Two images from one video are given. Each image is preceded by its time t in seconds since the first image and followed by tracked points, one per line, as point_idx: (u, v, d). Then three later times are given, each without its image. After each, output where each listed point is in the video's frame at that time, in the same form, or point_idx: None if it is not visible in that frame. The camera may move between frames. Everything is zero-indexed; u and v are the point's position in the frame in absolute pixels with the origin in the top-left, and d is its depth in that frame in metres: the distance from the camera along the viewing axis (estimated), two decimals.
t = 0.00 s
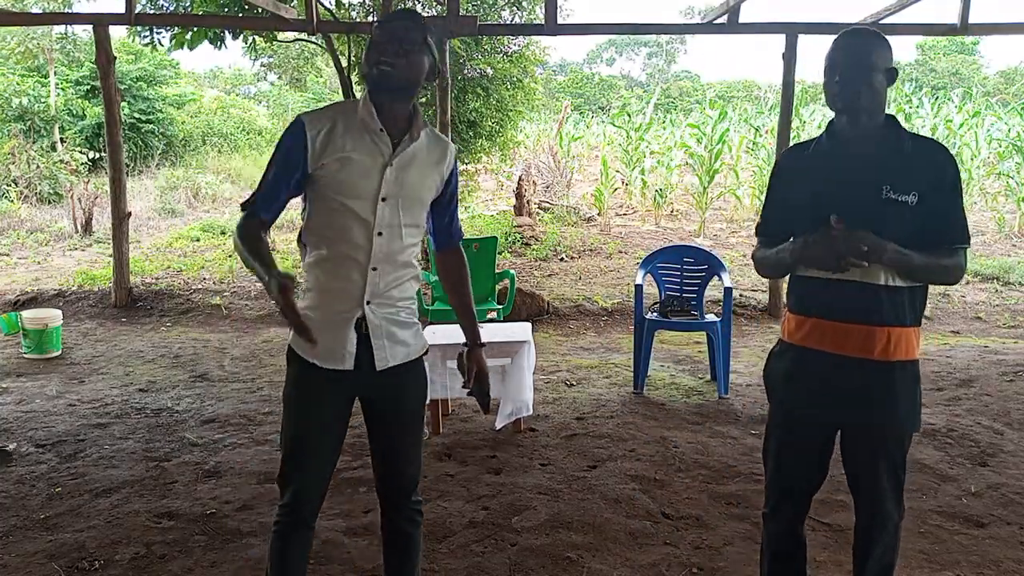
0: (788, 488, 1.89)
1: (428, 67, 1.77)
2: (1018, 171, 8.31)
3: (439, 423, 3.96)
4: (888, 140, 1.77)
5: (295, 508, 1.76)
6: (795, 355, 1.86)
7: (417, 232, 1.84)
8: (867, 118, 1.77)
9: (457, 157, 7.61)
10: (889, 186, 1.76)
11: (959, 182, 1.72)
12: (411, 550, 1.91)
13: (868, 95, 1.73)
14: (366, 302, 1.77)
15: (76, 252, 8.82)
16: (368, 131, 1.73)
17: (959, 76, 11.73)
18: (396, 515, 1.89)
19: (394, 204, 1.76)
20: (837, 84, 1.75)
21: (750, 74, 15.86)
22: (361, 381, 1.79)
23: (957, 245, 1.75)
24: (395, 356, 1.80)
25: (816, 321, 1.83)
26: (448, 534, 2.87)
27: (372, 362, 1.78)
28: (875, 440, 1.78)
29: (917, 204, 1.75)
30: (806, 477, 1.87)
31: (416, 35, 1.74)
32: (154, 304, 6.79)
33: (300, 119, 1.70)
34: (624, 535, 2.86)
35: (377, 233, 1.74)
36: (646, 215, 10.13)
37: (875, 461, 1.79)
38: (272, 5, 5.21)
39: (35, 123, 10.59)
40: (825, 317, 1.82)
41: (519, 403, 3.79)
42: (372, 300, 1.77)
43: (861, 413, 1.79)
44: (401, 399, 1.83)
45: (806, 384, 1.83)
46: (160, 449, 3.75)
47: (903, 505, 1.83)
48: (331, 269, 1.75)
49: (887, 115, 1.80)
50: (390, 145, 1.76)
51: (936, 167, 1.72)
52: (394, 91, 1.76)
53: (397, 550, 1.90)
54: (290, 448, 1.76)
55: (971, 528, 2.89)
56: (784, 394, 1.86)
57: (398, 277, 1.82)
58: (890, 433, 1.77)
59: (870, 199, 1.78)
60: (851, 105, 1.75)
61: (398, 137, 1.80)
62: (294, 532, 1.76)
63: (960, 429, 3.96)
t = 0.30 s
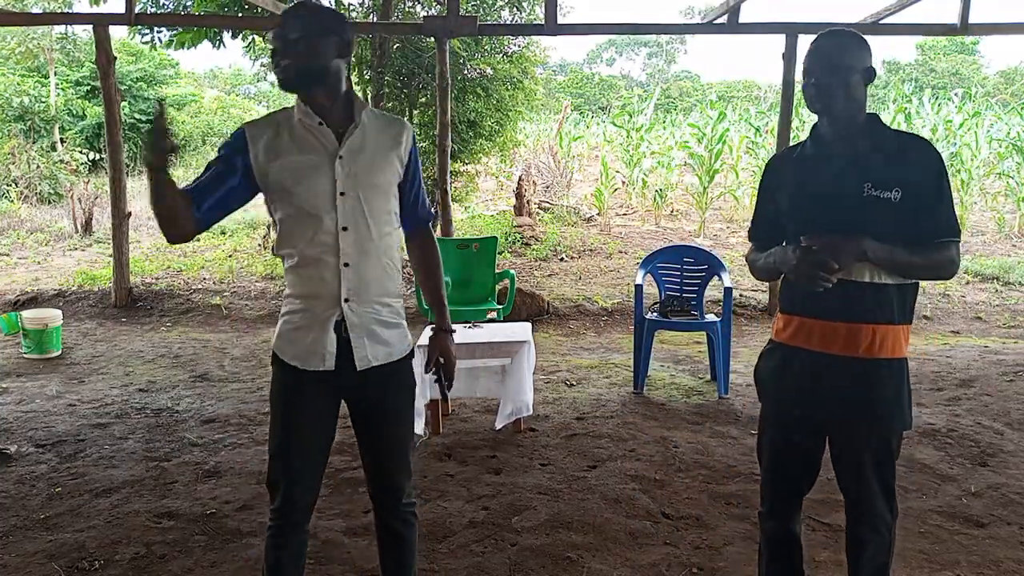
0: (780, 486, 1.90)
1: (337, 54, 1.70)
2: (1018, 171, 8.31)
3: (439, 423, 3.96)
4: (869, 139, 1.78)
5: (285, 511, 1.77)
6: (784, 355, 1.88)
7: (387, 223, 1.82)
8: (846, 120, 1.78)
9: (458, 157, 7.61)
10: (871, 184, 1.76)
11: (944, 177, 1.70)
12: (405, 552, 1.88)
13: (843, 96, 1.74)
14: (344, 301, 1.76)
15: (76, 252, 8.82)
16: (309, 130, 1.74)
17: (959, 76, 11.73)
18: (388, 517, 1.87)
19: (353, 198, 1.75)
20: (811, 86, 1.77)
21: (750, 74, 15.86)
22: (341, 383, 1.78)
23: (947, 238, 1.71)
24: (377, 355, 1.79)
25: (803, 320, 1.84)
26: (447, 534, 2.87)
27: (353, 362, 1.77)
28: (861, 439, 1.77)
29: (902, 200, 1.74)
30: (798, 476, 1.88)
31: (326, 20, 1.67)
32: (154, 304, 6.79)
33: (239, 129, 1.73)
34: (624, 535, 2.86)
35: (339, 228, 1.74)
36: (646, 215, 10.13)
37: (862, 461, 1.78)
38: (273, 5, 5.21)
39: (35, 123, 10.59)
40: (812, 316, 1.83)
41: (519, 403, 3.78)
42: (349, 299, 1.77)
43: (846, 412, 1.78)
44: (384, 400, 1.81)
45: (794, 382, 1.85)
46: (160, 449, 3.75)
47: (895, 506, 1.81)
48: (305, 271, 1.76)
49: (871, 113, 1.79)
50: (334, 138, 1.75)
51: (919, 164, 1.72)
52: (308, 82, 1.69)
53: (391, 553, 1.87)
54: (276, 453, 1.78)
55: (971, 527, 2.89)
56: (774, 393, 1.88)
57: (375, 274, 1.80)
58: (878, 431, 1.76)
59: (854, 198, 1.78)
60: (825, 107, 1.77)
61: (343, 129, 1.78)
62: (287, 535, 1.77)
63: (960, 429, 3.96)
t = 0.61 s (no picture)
0: (774, 486, 1.90)
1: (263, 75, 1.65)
2: (1018, 171, 8.30)
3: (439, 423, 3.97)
4: (854, 137, 1.78)
5: (280, 511, 1.78)
6: (776, 355, 1.88)
7: (355, 224, 1.78)
8: (830, 118, 1.79)
9: (458, 157, 7.61)
10: (856, 181, 1.77)
11: (928, 173, 1.71)
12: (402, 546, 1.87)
13: (825, 96, 1.75)
14: (321, 308, 1.75)
15: (76, 252, 8.82)
16: (255, 154, 1.71)
17: (959, 76, 11.73)
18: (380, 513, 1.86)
19: (314, 208, 1.72)
20: (793, 87, 1.79)
21: (750, 74, 15.85)
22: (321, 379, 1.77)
23: (930, 232, 1.71)
24: (361, 355, 1.78)
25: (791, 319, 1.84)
26: (447, 534, 2.87)
27: (339, 364, 1.76)
28: (853, 439, 1.77)
29: (887, 196, 1.75)
30: (791, 474, 1.88)
31: (244, 37, 1.61)
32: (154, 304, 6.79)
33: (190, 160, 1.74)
34: (624, 535, 2.86)
35: (305, 243, 1.71)
36: (646, 215, 10.13)
37: (854, 461, 1.78)
38: (273, 5, 5.22)
39: (35, 123, 10.59)
40: (801, 314, 1.83)
41: (519, 403, 3.76)
42: (326, 304, 1.75)
43: (837, 412, 1.77)
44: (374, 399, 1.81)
45: (783, 381, 1.85)
46: (160, 449, 3.75)
47: (889, 503, 1.80)
48: (284, 282, 1.76)
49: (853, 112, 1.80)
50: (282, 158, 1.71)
51: (902, 160, 1.72)
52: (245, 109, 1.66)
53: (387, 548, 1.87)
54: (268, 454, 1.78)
55: (971, 527, 2.89)
56: (764, 392, 1.88)
57: (350, 277, 1.78)
58: (867, 428, 1.75)
59: (840, 195, 1.79)
60: (807, 106, 1.77)
61: (290, 141, 1.74)
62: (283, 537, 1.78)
63: (960, 429, 3.96)
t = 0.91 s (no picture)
0: (773, 486, 1.90)
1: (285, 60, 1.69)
2: (1018, 171, 8.30)
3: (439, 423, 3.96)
4: (842, 136, 1.78)
5: (269, 509, 1.79)
6: (772, 354, 1.87)
7: (343, 222, 1.78)
8: (817, 119, 1.78)
9: (458, 157, 7.61)
10: (846, 179, 1.77)
11: (916, 168, 1.72)
12: (364, 558, 1.87)
13: (812, 96, 1.75)
14: (297, 301, 1.73)
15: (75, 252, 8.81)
16: (259, 133, 1.71)
17: (959, 76, 11.73)
18: (350, 522, 1.85)
19: (303, 198, 1.71)
20: (781, 89, 1.79)
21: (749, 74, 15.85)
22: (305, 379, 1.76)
23: (921, 226, 1.73)
24: (333, 354, 1.76)
25: (786, 316, 1.84)
26: (447, 534, 2.87)
27: (309, 362, 1.75)
28: (854, 436, 1.77)
29: (877, 194, 1.76)
30: (790, 473, 1.88)
31: (275, 17, 1.66)
32: (154, 304, 6.79)
33: (200, 125, 1.75)
34: (624, 535, 2.86)
35: (292, 230, 1.71)
36: (646, 215, 10.13)
37: (855, 457, 1.77)
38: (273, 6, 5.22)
39: (35, 123, 10.59)
40: (796, 311, 1.83)
41: (518, 403, 3.77)
42: (303, 298, 1.74)
43: (837, 410, 1.77)
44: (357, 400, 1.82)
45: (780, 380, 1.84)
46: (160, 449, 3.75)
47: (888, 499, 1.80)
48: (264, 269, 1.75)
49: (838, 111, 1.80)
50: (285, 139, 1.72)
51: (891, 156, 1.73)
52: (260, 82, 1.69)
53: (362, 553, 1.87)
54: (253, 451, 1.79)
55: (971, 527, 2.89)
56: (762, 392, 1.87)
57: (332, 274, 1.76)
58: (864, 425, 1.75)
59: (830, 194, 1.79)
60: (795, 107, 1.77)
61: (293, 127, 1.74)
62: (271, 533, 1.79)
63: (960, 429, 3.96)
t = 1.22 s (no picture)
0: (773, 486, 1.90)
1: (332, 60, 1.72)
2: (1018, 171, 8.30)
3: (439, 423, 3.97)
4: (831, 137, 1.79)
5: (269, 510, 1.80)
6: (767, 355, 1.86)
7: (348, 227, 1.76)
8: (805, 120, 1.79)
9: (458, 157, 7.61)
10: (836, 179, 1.78)
11: (903, 168, 1.74)
12: (363, 560, 1.86)
13: (803, 97, 1.76)
14: (294, 301, 1.73)
15: (75, 252, 8.82)
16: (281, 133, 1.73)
17: (959, 76, 11.73)
18: (346, 524, 1.84)
19: (310, 201, 1.71)
20: (770, 90, 1.78)
21: (750, 74, 15.84)
22: (302, 379, 1.76)
23: (908, 225, 1.74)
24: (328, 358, 1.75)
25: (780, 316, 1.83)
26: (447, 534, 2.87)
27: (304, 363, 1.74)
28: (852, 435, 1.77)
29: (865, 194, 1.77)
30: (789, 474, 1.88)
31: (314, 18, 1.70)
32: (154, 304, 6.79)
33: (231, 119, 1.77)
34: (624, 535, 2.86)
35: (293, 231, 1.71)
36: (646, 215, 10.13)
37: (855, 457, 1.78)
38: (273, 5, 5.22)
39: (35, 123, 10.60)
40: (788, 310, 1.82)
41: (519, 404, 3.77)
42: (300, 299, 1.73)
43: (835, 410, 1.78)
44: (355, 400, 1.81)
45: (777, 381, 1.84)
46: (160, 449, 3.75)
47: (886, 495, 1.81)
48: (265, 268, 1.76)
49: (823, 112, 1.82)
50: (302, 141, 1.73)
51: (879, 157, 1.75)
52: (289, 81, 1.72)
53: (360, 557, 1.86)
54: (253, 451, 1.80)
55: (971, 527, 2.89)
56: (758, 394, 1.87)
57: (330, 277, 1.75)
58: (863, 421, 1.76)
59: (819, 194, 1.80)
60: (785, 108, 1.77)
61: (315, 130, 1.75)
62: (272, 530, 1.80)
63: (960, 429, 3.96)
